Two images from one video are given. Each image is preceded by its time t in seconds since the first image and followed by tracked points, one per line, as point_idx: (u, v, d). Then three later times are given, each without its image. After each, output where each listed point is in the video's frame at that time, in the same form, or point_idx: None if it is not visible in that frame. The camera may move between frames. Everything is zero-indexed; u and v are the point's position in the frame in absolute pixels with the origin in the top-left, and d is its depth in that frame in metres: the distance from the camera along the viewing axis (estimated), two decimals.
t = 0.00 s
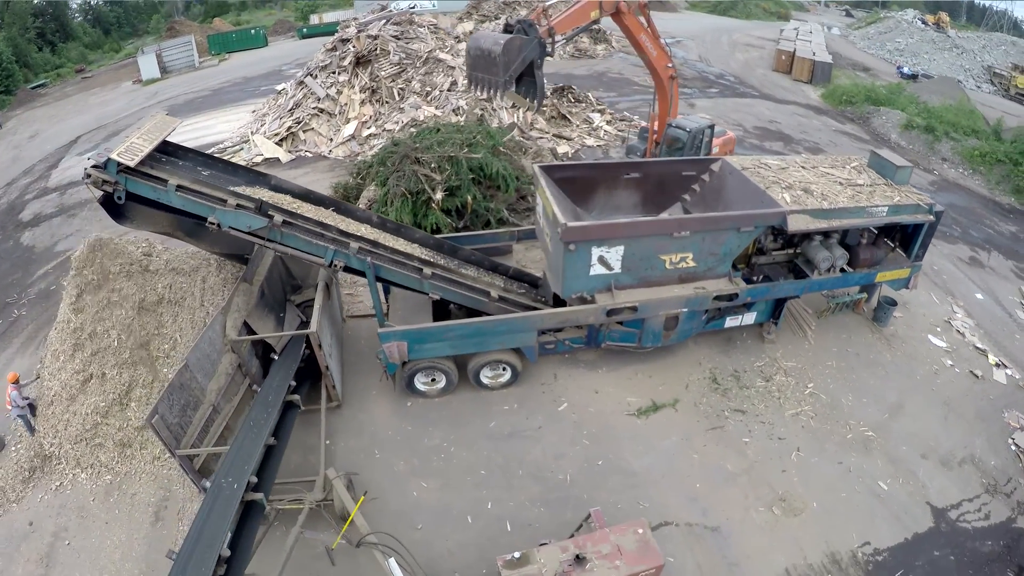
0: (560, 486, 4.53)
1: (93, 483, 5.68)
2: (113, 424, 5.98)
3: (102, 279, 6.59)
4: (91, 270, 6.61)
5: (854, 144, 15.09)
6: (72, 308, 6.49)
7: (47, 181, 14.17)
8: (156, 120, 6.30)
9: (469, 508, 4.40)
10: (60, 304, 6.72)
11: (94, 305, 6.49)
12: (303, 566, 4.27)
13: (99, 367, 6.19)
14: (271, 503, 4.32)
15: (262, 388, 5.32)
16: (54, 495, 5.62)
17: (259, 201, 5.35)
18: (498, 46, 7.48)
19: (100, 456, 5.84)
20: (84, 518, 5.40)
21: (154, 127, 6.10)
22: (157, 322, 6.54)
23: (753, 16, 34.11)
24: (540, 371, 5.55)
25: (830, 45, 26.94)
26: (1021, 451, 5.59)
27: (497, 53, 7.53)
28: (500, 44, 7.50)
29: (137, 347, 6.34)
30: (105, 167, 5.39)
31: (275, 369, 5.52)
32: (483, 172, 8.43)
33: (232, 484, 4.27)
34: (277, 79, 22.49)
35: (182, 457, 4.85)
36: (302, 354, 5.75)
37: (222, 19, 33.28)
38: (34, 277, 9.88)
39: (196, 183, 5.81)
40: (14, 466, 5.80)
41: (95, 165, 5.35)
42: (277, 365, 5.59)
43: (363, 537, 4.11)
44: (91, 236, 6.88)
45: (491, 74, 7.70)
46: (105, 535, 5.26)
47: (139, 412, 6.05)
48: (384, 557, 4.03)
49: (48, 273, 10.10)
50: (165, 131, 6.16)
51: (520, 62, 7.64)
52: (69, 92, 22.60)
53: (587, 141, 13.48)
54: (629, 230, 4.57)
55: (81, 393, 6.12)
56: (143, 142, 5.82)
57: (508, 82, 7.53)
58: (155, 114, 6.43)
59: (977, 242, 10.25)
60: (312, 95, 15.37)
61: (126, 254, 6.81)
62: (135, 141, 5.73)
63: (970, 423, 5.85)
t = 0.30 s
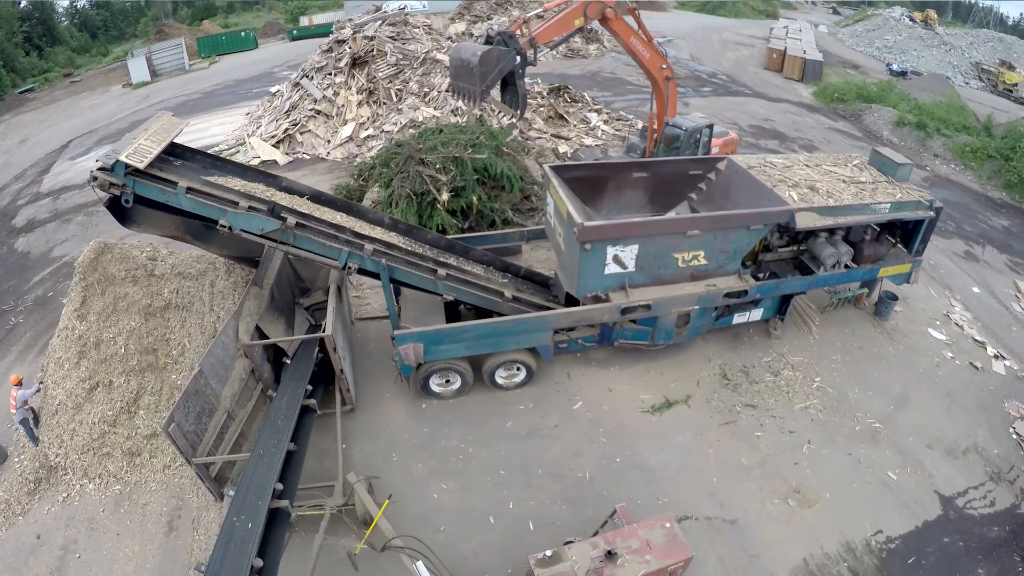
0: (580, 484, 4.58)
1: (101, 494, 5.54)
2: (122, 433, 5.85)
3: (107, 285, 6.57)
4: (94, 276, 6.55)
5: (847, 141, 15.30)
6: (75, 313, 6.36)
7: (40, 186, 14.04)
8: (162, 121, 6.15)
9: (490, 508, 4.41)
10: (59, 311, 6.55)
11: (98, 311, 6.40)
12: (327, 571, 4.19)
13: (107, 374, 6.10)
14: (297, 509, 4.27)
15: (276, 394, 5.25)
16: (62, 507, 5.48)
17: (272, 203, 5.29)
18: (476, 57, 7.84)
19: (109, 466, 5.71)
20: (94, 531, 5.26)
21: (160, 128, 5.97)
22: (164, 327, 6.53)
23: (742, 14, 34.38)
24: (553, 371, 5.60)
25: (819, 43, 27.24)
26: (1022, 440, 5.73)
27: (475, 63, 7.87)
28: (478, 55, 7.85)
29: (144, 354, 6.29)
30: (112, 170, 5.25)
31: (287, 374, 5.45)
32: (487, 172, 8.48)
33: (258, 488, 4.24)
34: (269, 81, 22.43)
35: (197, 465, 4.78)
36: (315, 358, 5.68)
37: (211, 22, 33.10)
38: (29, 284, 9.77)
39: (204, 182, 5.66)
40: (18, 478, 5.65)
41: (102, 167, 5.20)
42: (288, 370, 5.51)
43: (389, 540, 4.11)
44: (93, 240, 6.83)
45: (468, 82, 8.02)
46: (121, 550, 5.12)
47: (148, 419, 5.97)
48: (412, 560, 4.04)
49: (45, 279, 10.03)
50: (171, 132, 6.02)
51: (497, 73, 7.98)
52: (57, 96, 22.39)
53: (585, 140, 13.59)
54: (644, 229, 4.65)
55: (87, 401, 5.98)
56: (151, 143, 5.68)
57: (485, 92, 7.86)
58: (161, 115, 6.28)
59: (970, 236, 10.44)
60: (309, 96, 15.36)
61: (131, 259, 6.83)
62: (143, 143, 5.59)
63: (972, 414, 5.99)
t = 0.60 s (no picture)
0: (600, 482, 4.63)
1: (112, 505, 5.48)
2: (131, 442, 5.80)
3: (116, 291, 6.58)
4: (102, 282, 6.59)
5: (841, 138, 15.51)
6: (82, 320, 6.40)
7: (33, 191, 13.93)
8: (170, 122, 6.07)
9: (513, 508, 4.43)
10: (66, 320, 6.56)
11: (106, 318, 6.41)
12: None
13: (115, 382, 6.08)
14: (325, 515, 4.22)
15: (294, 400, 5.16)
16: (71, 519, 5.40)
17: (286, 206, 5.26)
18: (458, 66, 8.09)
19: (119, 476, 5.65)
20: (106, 543, 5.20)
21: (169, 130, 5.88)
22: (172, 331, 6.49)
23: (732, 13, 34.64)
24: (567, 370, 5.65)
25: (810, 41, 27.51)
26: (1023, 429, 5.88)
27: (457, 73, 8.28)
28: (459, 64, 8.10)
29: (153, 361, 6.27)
30: (121, 172, 5.04)
31: (303, 378, 5.37)
32: (493, 173, 8.53)
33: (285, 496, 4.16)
34: (263, 84, 22.38)
35: (218, 474, 4.64)
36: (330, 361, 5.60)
37: (201, 24, 32.95)
38: (26, 290, 9.71)
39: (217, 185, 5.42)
40: (24, 491, 5.58)
41: (110, 170, 4.99)
42: (305, 374, 5.42)
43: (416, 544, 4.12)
44: (99, 246, 6.80)
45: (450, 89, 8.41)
46: (134, 558, 5.09)
47: (158, 428, 5.92)
48: (440, 563, 4.05)
49: (42, 286, 9.96)
50: (180, 135, 5.93)
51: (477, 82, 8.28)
52: (47, 101, 22.26)
53: (584, 141, 13.71)
54: (659, 229, 4.74)
55: (96, 410, 5.96)
56: (161, 145, 5.57)
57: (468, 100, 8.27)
58: (167, 115, 6.20)
59: (965, 231, 10.63)
60: (306, 98, 15.36)
61: (137, 264, 6.78)
62: (153, 145, 5.48)
63: (975, 405, 6.14)
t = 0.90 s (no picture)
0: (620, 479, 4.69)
1: (123, 517, 5.32)
2: (142, 451, 5.70)
3: (124, 298, 6.60)
4: (108, 289, 6.61)
5: (835, 136, 15.73)
6: (89, 327, 6.38)
7: (27, 197, 13.80)
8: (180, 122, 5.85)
9: (536, 508, 4.45)
10: (71, 329, 6.53)
11: (114, 325, 6.42)
12: None
13: (125, 391, 6.03)
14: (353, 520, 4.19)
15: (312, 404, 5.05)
16: (81, 532, 5.24)
17: (301, 208, 5.19)
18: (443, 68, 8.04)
19: (130, 487, 5.50)
20: (119, 554, 5.06)
21: (180, 133, 5.62)
22: (182, 337, 6.52)
23: (721, 11, 34.89)
24: (581, 370, 5.71)
25: (800, 40, 27.77)
26: None
27: (442, 75, 8.09)
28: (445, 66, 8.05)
29: (163, 368, 6.26)
30: (131, 176, 4.82)
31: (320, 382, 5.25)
32: (498, 174, 8.62)
33: (314, 503, 4.07)
34: (256, 86, 22.31)
35: (239, 483, 4.57)
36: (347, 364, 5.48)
37: (191, 28, 32.77)
38: (24, 298, 9.62)
39: (232, 187, 5.14)
40: (32, 504, 5.41)
41: (119, 173, 4.76)
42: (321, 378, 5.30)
43: (444, 547, 4.16)
44: (104, 252, 6.81)
45: (436, 91, 8.24)
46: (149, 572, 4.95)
47: (170, 436, 5.81)
48: (469, 566, 4.06)
49: (39, 293, 9.88)
50: (190, 137, 5.68)
51: (464, 85, 8.19)
52: (36, 106, 22.08)
53: (582, 141, 13.83)
54: (673, 228, 4.85)
55: (105, 420, 5.88)
56: (173, 147, 5.31)
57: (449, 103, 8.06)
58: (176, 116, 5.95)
59: (960, 226, 10.83)
60: (304, 100, 15.34)
61: (144, 269, 6.79)
62: (165, 147, 5.22)
63: (977, 395, 6.29)
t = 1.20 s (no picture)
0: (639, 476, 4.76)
1: (135, 529, 5.30)
2: (153, 462, 5.65)
3: (132, 304, 6.54)
4: (116, 294, 6.54)
5: (828, 133, 15.94)
6: (94, 333, 6.25)
7: (21, 203, 13.66)
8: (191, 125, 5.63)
9: (559, 507, 4.48)
10: (76, 335, 6.41)
11: (123, 332, 6.33)
12: None
13: (134, 400, 5.95)
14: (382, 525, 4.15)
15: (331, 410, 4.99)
16: (93, 546, 5.22)
17: (316, 210, 5.14)
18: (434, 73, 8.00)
19: (141, 498, 5.46)
20: (133, 565, 5.06)
21: (191, 134, 5.42)
22: (191, 343, 6.46)
23: (711, 10, 35.11)
24: (594, 368, 5.78)
25: (790, 37, 28.01)
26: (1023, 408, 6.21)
27: (434, 79, 8.06)
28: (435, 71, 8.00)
29: (173, 375, 6.19)
30: (141, 178, 4.66)
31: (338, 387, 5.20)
32: (503, 174, 8.69)
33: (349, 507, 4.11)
34: (249, 89, 22.21)
35: (262, 491, 4.54)
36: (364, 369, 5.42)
37: (179, 30, 32.52)
38: (22, 305, 9.51)
39: (246, 189, 5.09)
40: (41, 517, 5.36)
41: (130, 176, 4.61)
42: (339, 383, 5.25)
43: (472, 548, 4.18)
44: (111, 257, 6.77)
45: (427, 95, 8.17)
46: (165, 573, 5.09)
47: (182, 445, 5.76)
48: (498, 566, 4.10)
49: (37, 300, 9.77)
50: (202, 137, 5.47)
51: (455, 90, 8.13)
52: (24, 111, 21.85)
53: (581, 140, 13.93)
54: (687, 227, 4.95)
55: (114, 429, 5.80)
56: (185, 149, 5.11)
57: (440, 107, 8.01)
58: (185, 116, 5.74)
59: (954, 221, 11.03)
60: (301, 102, 15.32)
61: (152, 275, 6.80)
62: (177, 149, 5.03)
63: (978, 386, 6.46)
